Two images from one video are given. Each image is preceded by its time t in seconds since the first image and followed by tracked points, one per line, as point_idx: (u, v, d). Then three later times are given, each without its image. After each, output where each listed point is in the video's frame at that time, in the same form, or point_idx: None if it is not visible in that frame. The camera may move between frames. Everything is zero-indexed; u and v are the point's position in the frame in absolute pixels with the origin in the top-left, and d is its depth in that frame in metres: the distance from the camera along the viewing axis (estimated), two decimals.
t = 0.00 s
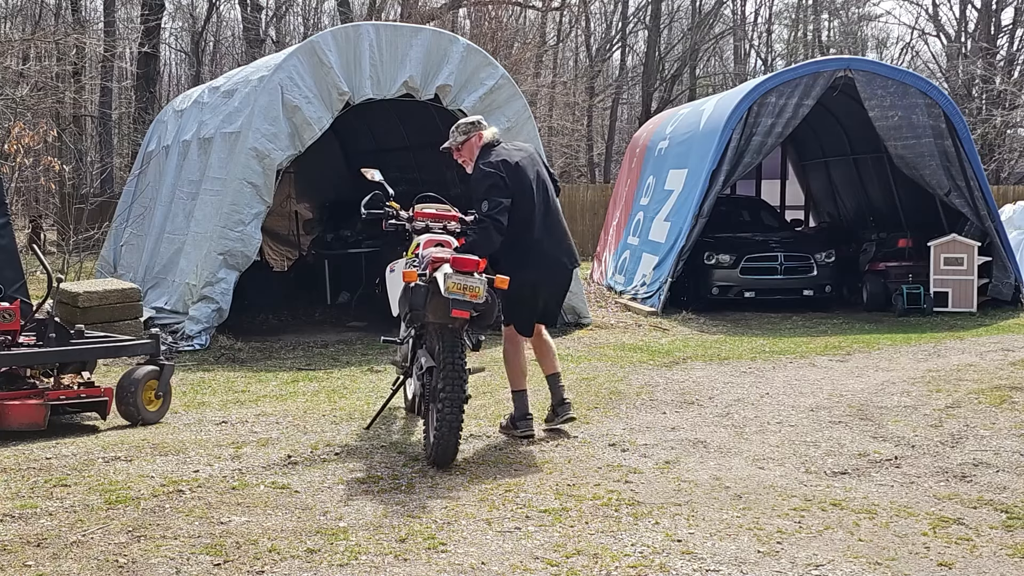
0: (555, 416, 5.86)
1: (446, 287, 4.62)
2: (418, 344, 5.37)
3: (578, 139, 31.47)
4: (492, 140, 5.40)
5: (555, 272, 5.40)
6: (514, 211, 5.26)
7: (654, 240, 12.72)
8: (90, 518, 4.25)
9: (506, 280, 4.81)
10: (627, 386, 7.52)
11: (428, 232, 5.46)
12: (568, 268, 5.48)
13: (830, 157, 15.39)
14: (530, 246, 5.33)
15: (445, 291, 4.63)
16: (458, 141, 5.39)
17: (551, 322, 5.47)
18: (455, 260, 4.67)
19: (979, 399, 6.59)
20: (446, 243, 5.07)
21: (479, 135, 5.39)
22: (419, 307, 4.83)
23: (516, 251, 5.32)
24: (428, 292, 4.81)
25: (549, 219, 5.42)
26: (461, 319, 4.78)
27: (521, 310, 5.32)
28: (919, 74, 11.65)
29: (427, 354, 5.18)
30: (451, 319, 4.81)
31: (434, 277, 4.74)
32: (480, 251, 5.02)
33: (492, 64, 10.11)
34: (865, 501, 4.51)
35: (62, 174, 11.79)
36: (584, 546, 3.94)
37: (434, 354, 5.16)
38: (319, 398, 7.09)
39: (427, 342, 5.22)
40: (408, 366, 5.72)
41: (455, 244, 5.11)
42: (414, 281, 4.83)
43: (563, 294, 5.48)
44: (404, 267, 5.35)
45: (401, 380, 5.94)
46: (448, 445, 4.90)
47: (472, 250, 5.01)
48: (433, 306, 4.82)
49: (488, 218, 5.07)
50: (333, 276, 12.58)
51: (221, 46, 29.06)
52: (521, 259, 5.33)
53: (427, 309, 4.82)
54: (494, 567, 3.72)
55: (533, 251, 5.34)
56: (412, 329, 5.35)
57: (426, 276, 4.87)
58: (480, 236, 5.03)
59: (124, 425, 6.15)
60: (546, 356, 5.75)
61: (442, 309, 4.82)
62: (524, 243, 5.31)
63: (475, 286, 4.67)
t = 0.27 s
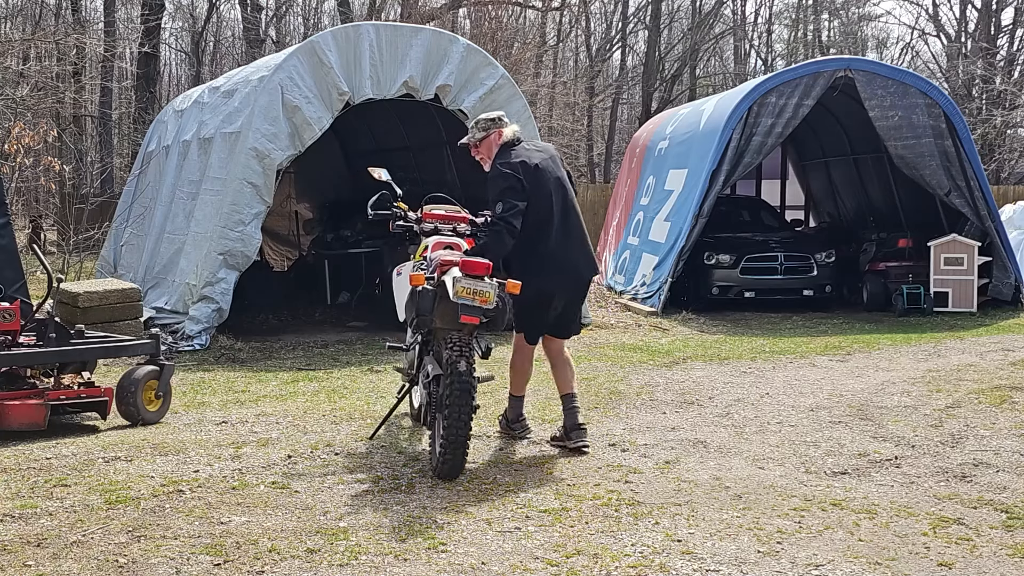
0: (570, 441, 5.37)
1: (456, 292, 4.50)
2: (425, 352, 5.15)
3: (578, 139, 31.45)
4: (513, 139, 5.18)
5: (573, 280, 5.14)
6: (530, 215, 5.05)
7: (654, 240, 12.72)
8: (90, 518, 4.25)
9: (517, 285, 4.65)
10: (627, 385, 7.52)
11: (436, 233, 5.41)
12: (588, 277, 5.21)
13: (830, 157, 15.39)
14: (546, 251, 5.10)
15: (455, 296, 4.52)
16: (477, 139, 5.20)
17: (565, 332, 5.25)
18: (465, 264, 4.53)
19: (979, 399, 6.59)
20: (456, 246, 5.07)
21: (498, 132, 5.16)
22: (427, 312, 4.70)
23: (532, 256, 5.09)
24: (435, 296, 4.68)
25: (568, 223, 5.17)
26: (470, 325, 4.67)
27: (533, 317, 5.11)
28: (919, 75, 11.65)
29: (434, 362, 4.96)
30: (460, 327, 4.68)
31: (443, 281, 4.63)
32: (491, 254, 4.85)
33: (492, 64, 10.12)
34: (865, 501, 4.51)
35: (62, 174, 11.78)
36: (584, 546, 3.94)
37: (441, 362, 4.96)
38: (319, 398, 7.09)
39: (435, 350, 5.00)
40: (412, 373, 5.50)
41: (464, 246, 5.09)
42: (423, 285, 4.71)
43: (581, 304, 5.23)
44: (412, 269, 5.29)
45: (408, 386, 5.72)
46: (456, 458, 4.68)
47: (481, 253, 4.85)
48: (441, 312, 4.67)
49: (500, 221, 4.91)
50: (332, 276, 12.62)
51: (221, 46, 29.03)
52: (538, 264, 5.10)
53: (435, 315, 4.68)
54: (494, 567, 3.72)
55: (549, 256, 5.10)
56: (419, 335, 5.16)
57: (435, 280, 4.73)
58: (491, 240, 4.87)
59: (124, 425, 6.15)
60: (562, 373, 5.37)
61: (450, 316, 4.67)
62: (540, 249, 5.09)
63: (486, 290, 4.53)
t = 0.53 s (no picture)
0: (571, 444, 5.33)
1: (465, 293, 4.30)
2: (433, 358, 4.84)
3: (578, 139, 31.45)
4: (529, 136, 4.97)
5: (589, 283, 4.96)
6: (546, 217, 4.85)
7: (654, 240, 12.72)
8: (90, 518, 4.25)
9: (529, 287, 4.44)
10: (627, 386, 7.52)
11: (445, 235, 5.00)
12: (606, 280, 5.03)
13: (830, 157, 15.39)
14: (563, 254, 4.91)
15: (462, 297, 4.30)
16: (492, 136, 4.97)
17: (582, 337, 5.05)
18: (474, 264, 4.33)
19: (979, 399, 6.59)
20: (466, 249, 4.72)
21: (512, 130, 4.93)
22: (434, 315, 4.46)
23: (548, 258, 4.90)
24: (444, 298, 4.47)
25: (585, 224, 4.98)
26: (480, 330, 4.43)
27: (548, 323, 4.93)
28: (919, 75, 11.65)
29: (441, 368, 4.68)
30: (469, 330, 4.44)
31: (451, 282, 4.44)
32: (503, 257, 4.67)
33: (492, 64, 10.14)
34: (866, 502, 4.51)
35: (62, 173, 11.78)
36: (584, 546, 3.94)
37: (449, 369, 4.66)
38: (319, 398, 7.09)
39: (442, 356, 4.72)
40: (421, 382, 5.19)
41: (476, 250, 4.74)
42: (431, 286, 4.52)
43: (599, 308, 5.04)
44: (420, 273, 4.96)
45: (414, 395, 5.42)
46: (463, 467, 4.39)
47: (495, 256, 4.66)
48: (450, 314, 4.45)
49: (515, 222, 4.71)
50: (332, 276, 12.62)
51: (221, 46, 29.02)
52: (553, 267, 4.91)
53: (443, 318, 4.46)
54: (494, 567, 3.72)
55: (564, 259, 4.91)
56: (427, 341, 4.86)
57: (444, 282, 4.53)
58: (505, 243, 4.68)
59: (124, 425, 6.15)
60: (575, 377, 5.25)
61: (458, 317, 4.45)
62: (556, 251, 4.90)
63: (497, 292, 4.32)
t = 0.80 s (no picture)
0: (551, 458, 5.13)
1: (477, 297, 4.02)
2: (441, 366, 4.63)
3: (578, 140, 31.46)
4: (539, 131, 4.68)
5: (604, 287, 4.69)
6: (560, 217, 4.58)
7: (654, 240, 12.72)
8: (90, 518, 4.25)
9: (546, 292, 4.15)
10: (627, 386, 7.53)
11: (457, 236, 4.90)
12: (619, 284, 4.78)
13: (830, 157, 15.38)
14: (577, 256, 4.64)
15: (473, 300, 4.04)
16: (501, 131, 4.69)
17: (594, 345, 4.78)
18: (488, 266, 4.05)
19: (979, 399, 6.59)
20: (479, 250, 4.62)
21: (523, 126, 4.65)
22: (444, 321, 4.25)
23: (561, 261, 4.62)
24: (454, 303, 4.22)
25: (598, 225, 4.73)
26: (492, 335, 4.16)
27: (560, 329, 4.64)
28: (919, 75, 11.65)
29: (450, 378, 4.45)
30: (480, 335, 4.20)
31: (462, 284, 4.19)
32: (517, 259, 4.40)
33: (492, 64, 10.14)
34: (866, 502, 4.51)
35: (62, 174, 11.78)
36: (584, 546, 3.94)
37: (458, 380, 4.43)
38: (319, 398, 7.09)
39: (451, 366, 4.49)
40: (424, 390, 4.96)
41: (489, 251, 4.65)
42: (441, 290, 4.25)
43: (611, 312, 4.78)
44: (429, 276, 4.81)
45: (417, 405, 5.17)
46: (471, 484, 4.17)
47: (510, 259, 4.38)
48: (460, 321, 4.21)
49: (529, 223, 4.43)
50: (332, 276, 12.67)
51: (221, 46, 29.01)
52: (568, 270, 4.63)
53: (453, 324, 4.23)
54: (494, 567, 3.72)
55: (578, 261, 4.63)
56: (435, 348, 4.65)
57: (454, 285, 4.27)
58: (520, 245, 4.40)
59: (124, 425, 6.15)
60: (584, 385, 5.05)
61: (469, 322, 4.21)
62: (570, 253, 4.62)
63: (511, 296, 4.04)
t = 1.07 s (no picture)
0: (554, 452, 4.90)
1: (489, 301, 3.80)
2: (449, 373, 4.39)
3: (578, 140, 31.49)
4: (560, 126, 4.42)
5: (626, 291, 4.42)
6: (579, 215, 4.32)
7: (654, 240, 12.72)
8: (90, 518, 4.25)
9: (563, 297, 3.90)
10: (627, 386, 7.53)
11: (465, 237, 4.61)
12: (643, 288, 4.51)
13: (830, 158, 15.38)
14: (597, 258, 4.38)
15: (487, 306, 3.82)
16: (519, 124, 4.43)
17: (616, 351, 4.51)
18: (501, 267, 3.81)
19: (979, 399, 6.59)
20: (489, 252, 4.39)
21: (543, 119, 4.43)
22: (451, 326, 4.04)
23: (580, 263, 4.37)
24: (463, 307, 4.02)
25: (620, 225, 4.47)
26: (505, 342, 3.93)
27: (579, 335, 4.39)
28: (919, 75, 11.64)
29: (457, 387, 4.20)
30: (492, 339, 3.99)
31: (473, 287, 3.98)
32: (531, 261, 4.14)
33: (492, 64, 10.13)
34: (866, 502, 4.51)
35: (62, 174, 11.78)
36: (584, 546, 3.94)
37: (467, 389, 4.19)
38: (319, 398, 7.09)
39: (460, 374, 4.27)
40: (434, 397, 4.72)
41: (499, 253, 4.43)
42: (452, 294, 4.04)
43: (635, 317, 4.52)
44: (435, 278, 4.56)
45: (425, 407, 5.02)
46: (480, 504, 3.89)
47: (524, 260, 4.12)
48: (470, 326, 4.07)
49: (545, 223, 4.17)
50: (332, 276, 12.68)
51: (221, 46, 28.99)
52: (588, 273, 4.37)
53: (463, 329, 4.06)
54: (494, 567, 3.72)
55: (598, 264, 4.37)
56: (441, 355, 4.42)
57: (465, 289, 4.04)
58: (535, 246, 4.14)
59: (124, 425, 6.16)
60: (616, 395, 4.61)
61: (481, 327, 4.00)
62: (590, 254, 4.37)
63: (526, 301, 3.81)
